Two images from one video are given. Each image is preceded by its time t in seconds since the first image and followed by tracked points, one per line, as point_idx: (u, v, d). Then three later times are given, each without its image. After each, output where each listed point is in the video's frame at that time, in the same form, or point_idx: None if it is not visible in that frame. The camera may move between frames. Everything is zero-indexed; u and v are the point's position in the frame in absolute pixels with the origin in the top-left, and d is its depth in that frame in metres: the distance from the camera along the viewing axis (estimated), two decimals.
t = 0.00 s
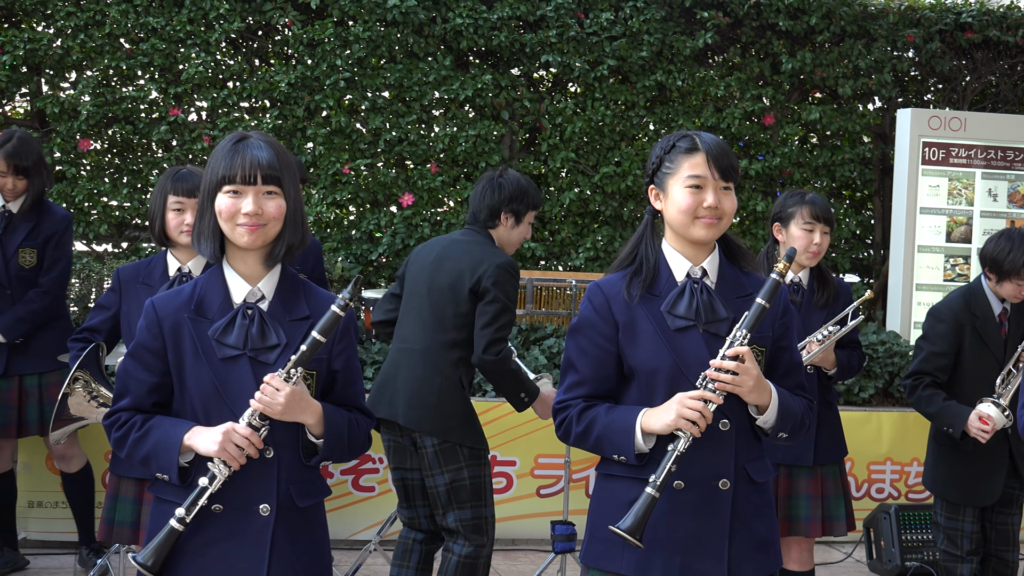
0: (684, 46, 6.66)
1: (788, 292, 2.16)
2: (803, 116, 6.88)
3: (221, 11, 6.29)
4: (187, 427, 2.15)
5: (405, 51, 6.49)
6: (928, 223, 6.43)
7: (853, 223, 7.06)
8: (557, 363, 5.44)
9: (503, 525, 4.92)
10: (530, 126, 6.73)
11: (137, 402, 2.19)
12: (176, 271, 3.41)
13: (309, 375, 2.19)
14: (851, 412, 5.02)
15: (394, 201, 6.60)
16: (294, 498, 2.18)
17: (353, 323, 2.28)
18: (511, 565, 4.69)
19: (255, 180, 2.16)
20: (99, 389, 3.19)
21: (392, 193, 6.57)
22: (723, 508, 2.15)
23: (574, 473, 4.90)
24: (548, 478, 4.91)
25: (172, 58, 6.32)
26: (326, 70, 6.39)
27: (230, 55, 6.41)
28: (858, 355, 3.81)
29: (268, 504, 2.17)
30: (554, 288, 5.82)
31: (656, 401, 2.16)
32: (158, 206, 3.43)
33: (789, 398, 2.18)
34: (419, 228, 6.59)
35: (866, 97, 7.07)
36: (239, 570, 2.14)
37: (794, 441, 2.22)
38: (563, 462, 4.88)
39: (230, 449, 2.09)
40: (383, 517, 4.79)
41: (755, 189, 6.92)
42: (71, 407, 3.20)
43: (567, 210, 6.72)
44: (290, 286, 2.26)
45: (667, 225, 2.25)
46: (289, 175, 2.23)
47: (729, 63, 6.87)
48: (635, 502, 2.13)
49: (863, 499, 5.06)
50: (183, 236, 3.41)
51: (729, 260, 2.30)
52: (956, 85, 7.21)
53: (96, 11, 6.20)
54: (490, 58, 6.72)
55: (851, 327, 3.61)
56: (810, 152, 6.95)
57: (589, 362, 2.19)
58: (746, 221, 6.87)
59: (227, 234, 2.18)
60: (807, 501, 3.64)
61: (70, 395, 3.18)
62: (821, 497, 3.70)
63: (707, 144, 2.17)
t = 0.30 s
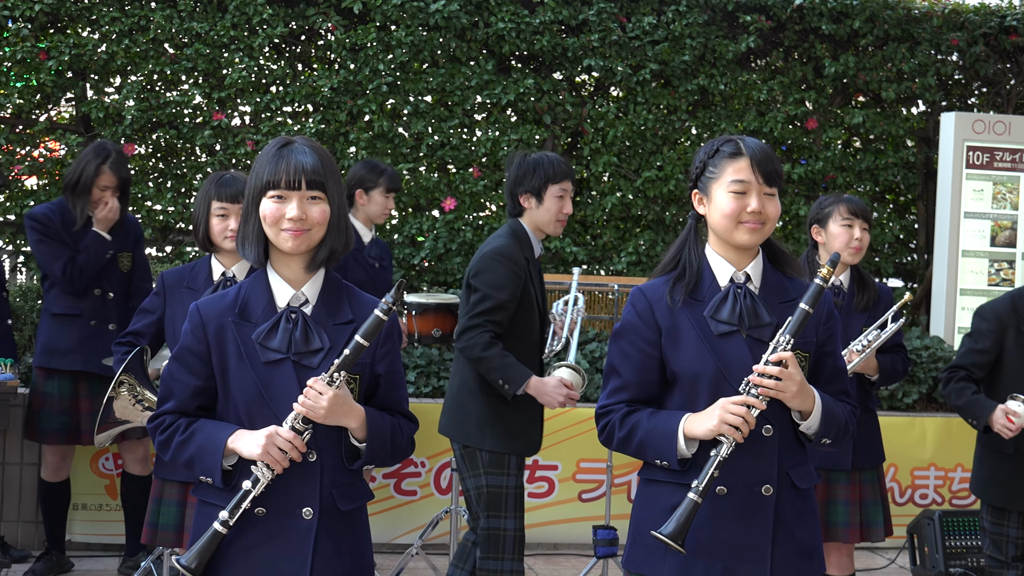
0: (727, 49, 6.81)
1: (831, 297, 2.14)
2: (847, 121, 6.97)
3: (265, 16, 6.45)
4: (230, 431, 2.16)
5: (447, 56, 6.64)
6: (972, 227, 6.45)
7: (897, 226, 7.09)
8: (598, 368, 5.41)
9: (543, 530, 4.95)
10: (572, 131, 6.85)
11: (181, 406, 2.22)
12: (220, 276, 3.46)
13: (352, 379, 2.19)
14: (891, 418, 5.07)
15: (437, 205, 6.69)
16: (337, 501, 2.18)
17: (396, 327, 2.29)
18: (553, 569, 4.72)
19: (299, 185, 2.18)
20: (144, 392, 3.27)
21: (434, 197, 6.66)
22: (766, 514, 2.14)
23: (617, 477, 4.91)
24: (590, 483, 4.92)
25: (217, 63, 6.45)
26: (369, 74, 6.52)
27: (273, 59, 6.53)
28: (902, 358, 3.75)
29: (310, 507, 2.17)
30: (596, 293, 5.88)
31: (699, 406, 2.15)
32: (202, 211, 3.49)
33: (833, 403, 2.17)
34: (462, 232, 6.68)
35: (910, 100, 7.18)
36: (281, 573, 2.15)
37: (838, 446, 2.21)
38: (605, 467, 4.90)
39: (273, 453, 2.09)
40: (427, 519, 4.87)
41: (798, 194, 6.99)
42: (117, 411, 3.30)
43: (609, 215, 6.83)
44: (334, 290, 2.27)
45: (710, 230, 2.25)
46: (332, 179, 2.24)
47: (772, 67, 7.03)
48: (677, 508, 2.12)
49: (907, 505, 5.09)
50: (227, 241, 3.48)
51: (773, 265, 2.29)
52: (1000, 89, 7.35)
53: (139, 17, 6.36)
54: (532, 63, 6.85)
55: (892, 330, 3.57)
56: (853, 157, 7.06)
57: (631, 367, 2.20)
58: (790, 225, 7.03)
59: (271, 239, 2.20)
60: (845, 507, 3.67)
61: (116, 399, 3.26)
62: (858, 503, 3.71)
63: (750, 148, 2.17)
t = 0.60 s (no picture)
0: (769, 54, 6.39)
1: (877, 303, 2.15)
2: (891, 125, 6.59)
3: (307, 21, 6.08)
4: (275, 434, 2.17)
5: (489, 60, 6.28)
6: (1016, 232, 6.33)
7: (942, 232, 6.65)
8: (641, 373, 5.40)
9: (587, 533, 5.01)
10: (615, 135, 6.42)
11: (225, 408, 2.23)
12: (265, 280, 3.45)
13: (396, 383, 2.21)
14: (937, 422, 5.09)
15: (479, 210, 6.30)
16: (380, 504, 2.19)
17: (440, 332, 2.30)
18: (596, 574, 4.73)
19: (344, 190, 2.20)
20: (190, 396, 3.31)
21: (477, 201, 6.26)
22: (812, 521, 2.17)
23: (660, 483, 4.93)
24: (633, 488, 4.94)
25: (260, 68, 6.09)
26: (411, 78, 6.16)
27: (317, 64, 6.18)
28: (947, 363, 3.74)
29: (354, 510, 2.18)
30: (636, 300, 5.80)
31: (744, 413, 2.18)
32: (249, 217, 3.54)
33: (879, 410, 2.19)
34: (505, 237, 6.30)
35: (953, 106, 6.74)
36: None
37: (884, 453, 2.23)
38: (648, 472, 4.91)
39: (318, 456, 2.10)
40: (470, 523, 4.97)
41: (841, 198, 6.57)
42: (164, 414, 3.31)
43: (652, 219, 6.42)
44: (378, 294, 2.28)
45: (755, 236, 2.27)
46: (377, 185, 2.26)
47: (815, 71, 6.60)
48: (723, 515, 2.15)
49: (953, 511, 5.10)
50: (273, 248, 3.51)
51: (818, 271, 2.31)
52: None
53: (184, 21, 6.01)
54: (575, 68, 6.46)
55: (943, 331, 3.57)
56: (897, 161, 6.61)
57: (677, 372, 2.23)
58: (833, 230, 6.63)
59: (315, 243, 2.22)
60: (888, 515, 3.65)
61: (162, 403, 3.30)
62: (902, 510, 3.69)
63: (797, 154, 2.19)
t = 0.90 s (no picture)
0: (814, 57, 6.22)
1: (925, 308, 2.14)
2: (936, 127, 6.34)
3: (352, 26, 6.08)
4: (320, 436, 2.19)
5: (533, 64, 6.21)
6: None
7: (989, 235, 6.41)
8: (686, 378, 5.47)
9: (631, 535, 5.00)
10: (658, 139, 6.34)
11: (270, 411, 2.25)
12: (312, 284, 3.46)
13: (441, 386, 2.22)
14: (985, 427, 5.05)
15: (522, 213, 6.30)
16: (424, 507, 2.20)
17: (484, 335, 2.30)
18: None
19: (388, 194, 2.20)
20: (236, 398, 3.39)
21: (521, 205, 6.26)
22: (860, 526, 2.17)
23: (704, 487, 4.93)
24: (678, 492, 4.92)
25: (305, 72, 6.12)
26: (454, 82, 6.14)
27: (361, 68, 6.19)
28: (995, 365, 3.71)
29: (399, 513, 2.19)
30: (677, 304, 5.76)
31: (790, 417, 2.19)
32: (294, 223, 3.48)
33: (927, 415, 2.19)
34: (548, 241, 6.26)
35: (1001, 108, 6.49)
36: None
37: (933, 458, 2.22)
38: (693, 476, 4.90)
39: (363, 458, 2.11)
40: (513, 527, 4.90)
41: (887, 202, 6.35)
42: (211, 416, 3.42)
43: (695, 223, 6.28)
44: (423, 297, 2.29)
45: (801, 239, 2.27)
46: (421, 188, 2.26)
47: (860, 74, 6.39)
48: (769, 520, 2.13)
49: (1000, 517, 5.05)
50: (319, 253, 3.46)
51: (865, 275, 2.31)
52: None
53: (230, 27, 6.05)
54: (618, 71, 6.36)
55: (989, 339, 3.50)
56: (943, 164, 6.38)
57: (722, 377, 2.25)
58: (879, 233, 6.40)
59: (359, 247, 2.23)
60: (935, 520, 3.63)
61: (209, 404, 3.41)
62: (949, 515, 3.66)
63: (843, 157, 2.20)
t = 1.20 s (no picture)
0: (856, 59, 6.05)
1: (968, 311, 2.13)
2: (980, 130, 6.12)
3: (392, 29, 5.98)
4: (360, 438, 2.19)
5: (573, 67, 6.08)
6: None
7: None
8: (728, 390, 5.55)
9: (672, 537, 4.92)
10: (699, 142, 6.19)
11: (312, 413, 2.25)
12: (352, 284, 3.53)
13: (480, 389, 2.23)
14: None
15: (562, 216, 6.14)
16: (464, 509, 2.20)
17: (524, 338, 2.31)
18: None
19: (429, 197, 2.21)
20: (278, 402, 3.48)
21: (562, 208, 6.11)
22: (901, 531, 2.16)
23: (743, 491, 4.84)
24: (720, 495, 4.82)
25: (345, 76, 6.01)
26: (495, 86, 6.01)
27: (402, 71, 6.07)
28: None
29: (439, 515, 2.19)
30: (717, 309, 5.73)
31: (831, 421, 2.18)
32: (334, 222, 3.52)
33: (970, 419, 2.17)
34: (587, 244, 6.09)
35: None
36: None
37: (976, 463, 2.21)
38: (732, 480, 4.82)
39: (403, 461, 2.11)
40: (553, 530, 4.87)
41: (929, 205, 6.16)
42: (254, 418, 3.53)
43: (736, 226, 6.15)
44: (463, 300, 2.30)
45: (843, 243, 2.27)
46: (462, 191, 2.27)
47: (902, 76, 6.22)
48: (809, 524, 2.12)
49: None
50: (360, 251, 3.50)
51: (908, 277, 2.30)
52: None
53: (271, 31, 5.99)
54: (658, 74, 6.23)
55: None
56: (986, 166, 6.17)
57: (763, 380, 2.24)
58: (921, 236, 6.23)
59: (401, 250, 2.24)
60: (972, 525, 3.62)
61: (252, 407, 3.49)
62: (986, 519, 3.64)
63: (885, 159, 2.19)
